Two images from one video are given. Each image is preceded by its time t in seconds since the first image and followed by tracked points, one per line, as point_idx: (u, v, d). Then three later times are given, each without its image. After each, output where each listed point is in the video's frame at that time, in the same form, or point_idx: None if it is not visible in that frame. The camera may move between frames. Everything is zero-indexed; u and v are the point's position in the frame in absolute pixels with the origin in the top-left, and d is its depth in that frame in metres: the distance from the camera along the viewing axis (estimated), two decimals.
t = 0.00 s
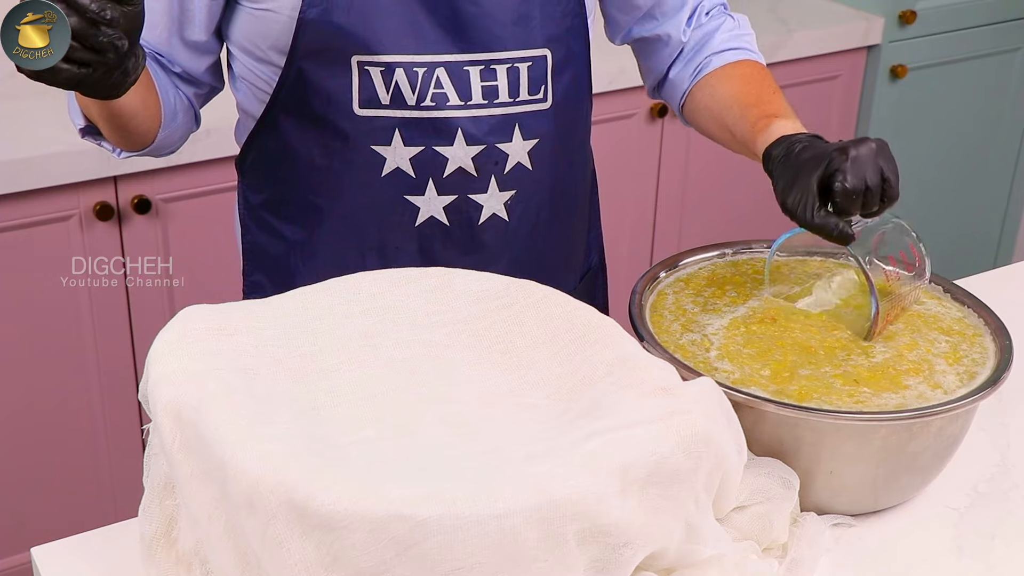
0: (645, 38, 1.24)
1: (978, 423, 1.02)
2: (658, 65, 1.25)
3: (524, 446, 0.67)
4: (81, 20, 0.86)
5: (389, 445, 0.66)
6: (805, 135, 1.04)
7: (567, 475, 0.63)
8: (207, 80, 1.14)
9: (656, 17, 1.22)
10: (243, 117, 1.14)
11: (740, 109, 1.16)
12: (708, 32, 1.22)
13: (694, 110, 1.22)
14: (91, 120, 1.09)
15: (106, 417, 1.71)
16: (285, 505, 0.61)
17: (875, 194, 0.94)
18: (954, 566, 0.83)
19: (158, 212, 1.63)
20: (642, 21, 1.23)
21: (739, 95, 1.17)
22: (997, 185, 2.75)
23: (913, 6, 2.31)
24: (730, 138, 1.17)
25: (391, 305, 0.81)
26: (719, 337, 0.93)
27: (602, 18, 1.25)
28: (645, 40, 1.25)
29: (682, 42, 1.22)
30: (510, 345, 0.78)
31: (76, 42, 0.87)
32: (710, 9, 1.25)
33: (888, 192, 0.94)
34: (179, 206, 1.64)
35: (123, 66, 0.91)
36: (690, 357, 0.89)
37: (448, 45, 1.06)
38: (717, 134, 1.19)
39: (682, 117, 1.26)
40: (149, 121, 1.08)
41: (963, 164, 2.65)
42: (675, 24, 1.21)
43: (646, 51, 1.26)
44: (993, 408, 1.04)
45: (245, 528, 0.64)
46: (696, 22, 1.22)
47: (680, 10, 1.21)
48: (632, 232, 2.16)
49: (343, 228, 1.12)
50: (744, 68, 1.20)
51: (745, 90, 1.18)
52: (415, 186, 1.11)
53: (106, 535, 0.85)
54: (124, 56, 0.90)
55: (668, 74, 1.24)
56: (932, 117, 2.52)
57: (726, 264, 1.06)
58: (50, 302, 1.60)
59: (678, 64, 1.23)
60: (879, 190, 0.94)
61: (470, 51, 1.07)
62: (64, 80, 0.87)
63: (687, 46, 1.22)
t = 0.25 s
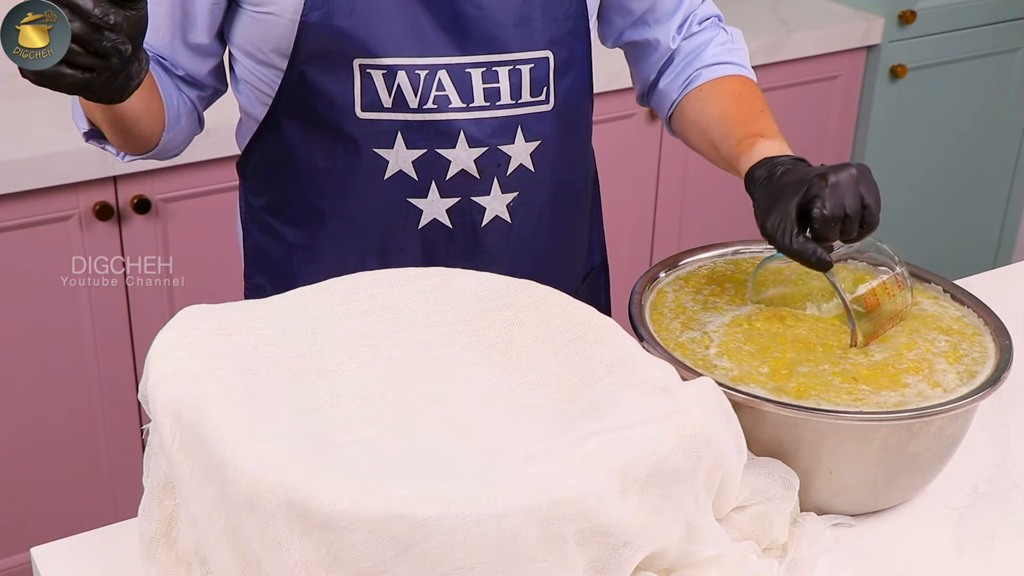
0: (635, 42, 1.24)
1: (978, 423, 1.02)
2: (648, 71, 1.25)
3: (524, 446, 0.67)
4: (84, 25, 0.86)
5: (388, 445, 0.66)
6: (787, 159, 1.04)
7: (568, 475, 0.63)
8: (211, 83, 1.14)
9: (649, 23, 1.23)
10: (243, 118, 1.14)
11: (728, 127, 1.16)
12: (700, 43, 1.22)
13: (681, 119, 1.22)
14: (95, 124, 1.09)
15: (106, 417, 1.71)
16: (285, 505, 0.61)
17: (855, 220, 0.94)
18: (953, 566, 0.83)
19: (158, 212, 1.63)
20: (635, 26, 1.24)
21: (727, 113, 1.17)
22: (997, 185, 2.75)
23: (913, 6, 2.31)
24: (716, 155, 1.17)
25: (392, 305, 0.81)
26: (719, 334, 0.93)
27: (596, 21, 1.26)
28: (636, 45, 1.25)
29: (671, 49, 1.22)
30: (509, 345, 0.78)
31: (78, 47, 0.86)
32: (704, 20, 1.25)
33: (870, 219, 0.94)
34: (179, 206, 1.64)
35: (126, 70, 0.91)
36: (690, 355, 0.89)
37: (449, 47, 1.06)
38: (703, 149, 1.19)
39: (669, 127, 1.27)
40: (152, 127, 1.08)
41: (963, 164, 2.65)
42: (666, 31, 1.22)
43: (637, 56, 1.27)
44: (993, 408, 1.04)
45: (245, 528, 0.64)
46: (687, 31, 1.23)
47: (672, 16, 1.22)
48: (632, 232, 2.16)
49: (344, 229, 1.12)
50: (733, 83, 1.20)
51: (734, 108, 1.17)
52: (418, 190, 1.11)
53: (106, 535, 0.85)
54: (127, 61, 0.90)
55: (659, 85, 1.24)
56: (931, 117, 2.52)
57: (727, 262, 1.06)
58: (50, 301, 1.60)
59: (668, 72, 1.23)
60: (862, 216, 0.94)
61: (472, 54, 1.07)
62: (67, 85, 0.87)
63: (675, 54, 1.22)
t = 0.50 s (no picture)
0: (628, 45, 1.25)
1: (978, 423, 1.02)
2: (640, 76, 1.26)
3: (524, 446, 0.67)
4: (80, 26, 0.86)
5: (388, 445, 0.66)
6: (785, 176, 1.06)
7: (568, 475, 0.63)
8: (212, 84, 1.14)
9: (643, 27, 1.23)
10: (244, 119, 1.13)
11: (722, 137, 1.16)
12: (695, 50, 1.22)
13: (672, 125, 1.22)
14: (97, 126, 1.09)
15: (105, 417, 1.71)
16: (285, 505, 0.61)
17: (851, 240, 0.95)
18: (953, 566, 0.83)
19: (158, 212, 1.63)
20: (629, 30, 1.24)
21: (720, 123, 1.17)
22: (997, 185, 2.75)
23: (913, 6, 2.31)
24: (709, 165, 1.17)
25: (391, 305, 0.81)
26: (721, 333, 0.93)
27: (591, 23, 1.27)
28: (630, 49, 1.26)
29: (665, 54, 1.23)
30: (508, 344, 0.78)
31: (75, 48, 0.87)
32: (699, 27, 1.25)
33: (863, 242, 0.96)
34: (179, 206, 1.64)
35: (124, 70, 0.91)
36: (690, 354, 0.89)
37: (448, 48, 1.06)
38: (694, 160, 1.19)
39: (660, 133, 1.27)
40: (151, 128, 1.08)
41: (963, 164, 2.65)
42: (659, 36, 1.23)
43: (630, 60, 1.27)
44: (993, 408, 1.04)
45: (245, 528, 0.64)
46: (682, 36, 1.23)
47: (666, 21, 1.23)
48: (632, 232, 2.16)
49: (343, 229, 1.12)
50: (727, 94, 1.20)
51: (727, 120, 1.17)
52: (418, 192, 1.11)
53: (106, 535, 0.85)
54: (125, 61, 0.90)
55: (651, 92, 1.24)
56: (931, 117, 2.52)
57: (726, 261, 1.06)
58: (50, 301, 1.60)
59: (661, 77, 1.23)
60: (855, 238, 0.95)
61: (471, 55, 1.07)
62: (65, 87, 0.88)
63: (668, 59, 1.23)
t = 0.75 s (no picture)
0: (624, 45, 1.25)
1: (978, 423, 1.02)
2: (636, 77, 1.26)
3: (524, 446, 0.67)
4: (78, 23, 0.86)
5: (388, 445, 0.66)
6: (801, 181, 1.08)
7: (567, 475, 0.63)
8: (213, 84, 1.14)
9: (640, 28, 1.23)
10: (245, 119, 1.14)
11: (726, 139, 1.18)
12: (694, 52, 1.23)
13: (671, 127, 1.23)
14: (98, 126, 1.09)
15: (105, 417, 1.71)
16: (284, 505, 0.61)
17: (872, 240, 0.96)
18: (953, 566, 0.83)
19: (158, 212, 1.63)
20: (626, 31, 1.24)
21: (722, 126, 1.19)
22: (997, 185, 2.75)
23: (912, 6, 2.31)
24: (712, 166, 1.18)
25: (391, 305, 0.81)
26: (721, 334, 0.93)
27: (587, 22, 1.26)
28: (625, 49, 1.26)
29: (662, 55, 1.23)
30: (508, 344, 0.78)
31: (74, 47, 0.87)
32: (694, 29, 1.26)
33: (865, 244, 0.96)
34: (179, 206, 1.64)
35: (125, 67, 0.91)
36: (692, 355, 0.89)
37: (449, 47, 1.06)
38: (694, 161, 1.20)
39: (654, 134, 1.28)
40: (152, 129, 1.08)
41: (963, 164, 2.65)
42: (658, 37, 1.23)
43: (625, 61, 1.27)
44: (993, 408, 1.04)
45: (245, 528, 0.64)
46: (680, 39, 1.24)
47: (664, 22, 1.23)
48: (632, 232, 2.16)
49: (343, 229, 1.12)
50: (728, 97, 1.22)
51: (731, 123, 1.19)
52: (418, 191, 1.11)
53: (106, 535, 0.85)
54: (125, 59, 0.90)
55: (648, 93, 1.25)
56: (931, 117, 2.52)
57: (726, 262, 1.06)
58: (50, 300, 1.60)
59: (658, 79, 1.24)
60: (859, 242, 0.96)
61: (471, 54, 1.07)
62: (64, 85, 0.88)
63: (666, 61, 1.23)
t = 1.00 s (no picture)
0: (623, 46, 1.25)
1: (978, 423, 1.02)
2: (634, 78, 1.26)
3: (525, 446, 0.67)
4: (87, 15, 0.86)
5: (388, 445, 0.66)
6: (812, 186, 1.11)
7: (568, 475, 0.63)
8: (214, 80, 1.14)
9: (640, 29, 1.23)
10: (247, 116, 1.14)
11: (731, 137, 1.18)
12: (690, 56, 1.25)
13: (671, 127, 1.23)
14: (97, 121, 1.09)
15: (105, 416, 1.71)
16: (284, 505, 0.61)
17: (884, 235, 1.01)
18: (953, 566, 0.83)
19: (158, 212, 1.63)
20: (625, 32, 1.24)
21: (726, 126, 1.19)
22: (997, 186, 2.75)
23: (913, 6, 2.31)
24: (716, 163, 1.18)
25: (392, 305, 0.81)
26: (718, 344, 0.94)
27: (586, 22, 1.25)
28: (623, 50, 1.25)
29: (661, 57, 1.24)
30: (508, 344, 0.78)
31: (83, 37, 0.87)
32: (689, 34, 1.27)
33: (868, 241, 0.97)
34: (179, 205, 1.64)
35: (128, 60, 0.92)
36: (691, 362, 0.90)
37: (453, 45, 1.06)
38: (697, 158, 1.20)
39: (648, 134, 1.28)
40: (155, 124, 1.08)
41: (963, 164, 2.65)
42: (659, 40, 1.23)
43: (621, 60, 1.27)
44: (993, 408, 1.04)
45: (244, 528, 0.64)
46: (678, 42, 1.25)
47: (664, 24, 1.23)
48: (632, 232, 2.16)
49: (344, 229, 1.12)
50: (727, 101, 1.23)
51: (733, 123, 1.20)
52: (420, 189, 1.11)
53: (106, 535, 0.85)
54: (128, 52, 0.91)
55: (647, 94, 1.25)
56: (931, 117, 2.52)
57: (726, 266, 1.07)
58: (50, 300, 1.60)
59: (656, 81, 1.24)
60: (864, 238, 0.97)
61: (476, 52, 1.06)
62: (71, 78, 0.88)
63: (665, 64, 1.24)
